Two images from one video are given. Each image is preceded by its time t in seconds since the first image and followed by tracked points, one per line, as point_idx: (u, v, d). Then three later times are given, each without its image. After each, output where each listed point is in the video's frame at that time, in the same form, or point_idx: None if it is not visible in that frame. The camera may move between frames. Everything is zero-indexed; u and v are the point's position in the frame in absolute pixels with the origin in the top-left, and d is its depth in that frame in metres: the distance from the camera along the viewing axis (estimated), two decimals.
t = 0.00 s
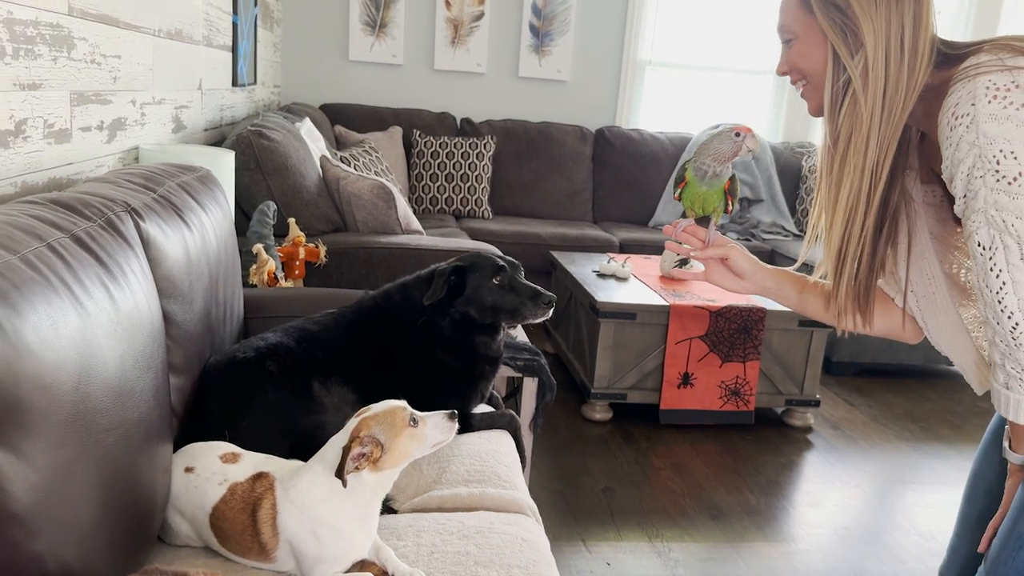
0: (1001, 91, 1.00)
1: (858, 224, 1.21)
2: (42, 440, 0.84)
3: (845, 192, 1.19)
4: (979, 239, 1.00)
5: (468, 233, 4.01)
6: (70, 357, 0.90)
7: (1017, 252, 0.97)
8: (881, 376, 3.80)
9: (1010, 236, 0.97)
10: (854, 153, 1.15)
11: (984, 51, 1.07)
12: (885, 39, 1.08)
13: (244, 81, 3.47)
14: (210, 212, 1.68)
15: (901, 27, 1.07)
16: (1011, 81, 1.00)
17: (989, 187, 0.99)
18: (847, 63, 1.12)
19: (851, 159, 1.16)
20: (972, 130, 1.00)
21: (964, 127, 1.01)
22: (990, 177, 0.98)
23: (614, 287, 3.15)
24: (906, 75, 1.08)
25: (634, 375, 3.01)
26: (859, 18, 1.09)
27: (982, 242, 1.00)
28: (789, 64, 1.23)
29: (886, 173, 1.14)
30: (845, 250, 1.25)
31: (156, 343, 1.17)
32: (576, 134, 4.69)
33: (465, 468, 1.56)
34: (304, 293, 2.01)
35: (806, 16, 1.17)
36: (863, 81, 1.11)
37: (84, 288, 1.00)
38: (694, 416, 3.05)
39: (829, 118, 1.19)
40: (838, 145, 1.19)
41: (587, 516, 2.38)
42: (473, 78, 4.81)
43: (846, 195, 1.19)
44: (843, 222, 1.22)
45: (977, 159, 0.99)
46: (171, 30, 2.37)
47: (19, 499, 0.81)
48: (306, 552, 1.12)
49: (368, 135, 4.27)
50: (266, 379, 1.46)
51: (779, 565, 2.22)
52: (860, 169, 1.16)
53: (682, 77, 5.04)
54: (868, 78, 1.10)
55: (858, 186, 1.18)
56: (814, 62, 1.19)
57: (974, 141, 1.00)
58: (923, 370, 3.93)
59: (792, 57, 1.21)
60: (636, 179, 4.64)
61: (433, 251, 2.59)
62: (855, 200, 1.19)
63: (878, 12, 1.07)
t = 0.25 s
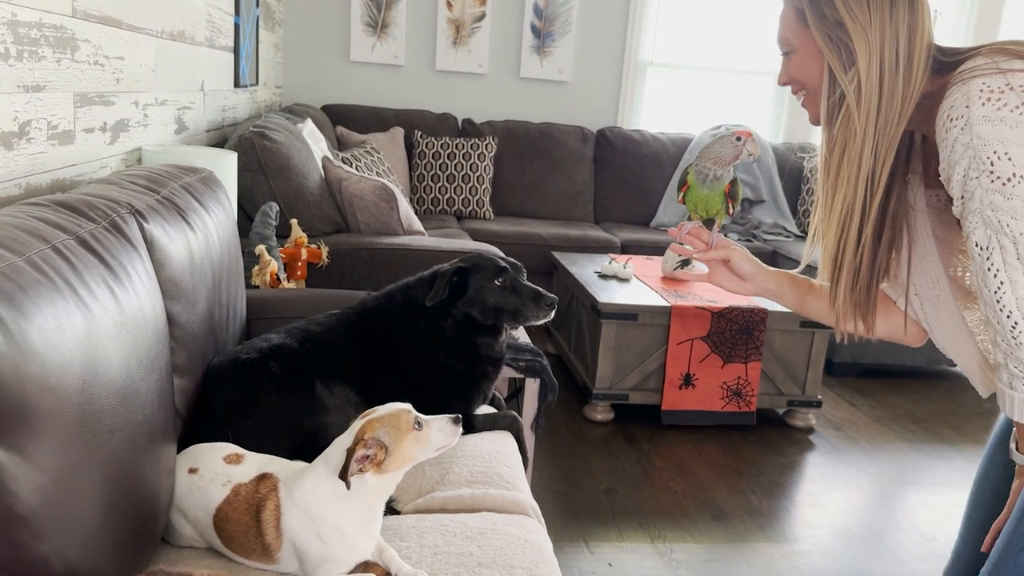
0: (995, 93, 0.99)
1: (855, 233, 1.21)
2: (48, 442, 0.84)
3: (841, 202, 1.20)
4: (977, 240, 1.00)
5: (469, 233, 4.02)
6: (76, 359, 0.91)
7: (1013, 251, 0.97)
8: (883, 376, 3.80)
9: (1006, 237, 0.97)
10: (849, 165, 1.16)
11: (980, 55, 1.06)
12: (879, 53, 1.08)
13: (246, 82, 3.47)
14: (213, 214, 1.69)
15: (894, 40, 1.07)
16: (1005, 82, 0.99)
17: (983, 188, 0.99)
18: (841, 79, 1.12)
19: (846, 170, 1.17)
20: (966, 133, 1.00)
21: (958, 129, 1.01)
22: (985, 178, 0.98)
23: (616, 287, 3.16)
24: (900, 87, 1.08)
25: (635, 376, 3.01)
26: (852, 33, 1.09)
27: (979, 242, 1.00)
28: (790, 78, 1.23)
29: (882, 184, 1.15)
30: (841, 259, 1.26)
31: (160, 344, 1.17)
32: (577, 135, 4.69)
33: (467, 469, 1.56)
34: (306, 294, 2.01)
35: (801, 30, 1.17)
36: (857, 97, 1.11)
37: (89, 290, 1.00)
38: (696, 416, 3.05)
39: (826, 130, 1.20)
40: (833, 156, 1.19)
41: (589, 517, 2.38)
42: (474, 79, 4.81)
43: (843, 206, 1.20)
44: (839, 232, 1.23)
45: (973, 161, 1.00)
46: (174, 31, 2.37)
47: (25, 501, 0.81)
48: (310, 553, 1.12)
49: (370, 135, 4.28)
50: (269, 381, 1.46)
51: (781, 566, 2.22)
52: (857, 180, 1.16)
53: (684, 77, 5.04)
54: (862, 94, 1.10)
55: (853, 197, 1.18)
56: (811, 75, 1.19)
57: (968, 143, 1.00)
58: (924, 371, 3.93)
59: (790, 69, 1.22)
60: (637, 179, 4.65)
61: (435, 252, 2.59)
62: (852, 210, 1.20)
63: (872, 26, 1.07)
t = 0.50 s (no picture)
0: (992, 95, 0.99)
1: (856, 237, 1.21)
2: (53, 443, 0.84)
3: (841, 206, 1.20)
4: (979, 240, 1.00)
5: (471, 233, 4.02)
6: (81, 360, 0.91)
7: (1014, 252, 0.97)
8: (885, 377, 3.80)
9: (1006, 237, 0.97)
10: (849, 170, 1.16)
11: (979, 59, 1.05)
12: (879, 60, 1.07)
13: (249, 83, 3.47)
14: (217, 214, 1.69)
15: (893, 46, 1.07)
16: (1003, 84, 0.99)
17: (983, 189, 0.98)
18: (840, 86, 1.12)
19: (846, 174, 1.17)
20: (964, 134, 1.00)
21: (957, 131, 1.01)
22: (984, 179, 0.98)
23: (618, 288, 3.16)
24: (900, 93, 1.08)
25: (638, 376, 3.01)
26: (851, 41, 1.09)
27: (979, 243, 1.00)
28: (792, 83, 1.24)
29: (882, 188, 1.15)
30: (842, 263, 1.26)
31: (164, 344, 1.17)
32: (579, 135, 4.69)
33: (471, 469, 1.56)
34: (310, 294, 2.01)
35: (803, 36, 1.17)
36: (857, 104, 1.11)
37: (94, 290, 1.00)
38: (698, 417, 3.05)
39: (826, 134, 1.20)
40: (834, 161, 1.19)
41: (592, 518, 2.38)
42: (476, 79, 4.81)
43: (843, 211, 1.20)
44: (839, 237, 1.23)
45: (972, 162, 0.99)
46: (176, 32, 2.37)
47: (30, 501, 0.81)
48: (314, 554, 1.12)
49: (372, 136, 4.28)
50: (273, 381, 1.46)
51: (784, 566, 2.22)
52: (857, 184, 1.16)
53: (686, 78, 5.04)
54: (862, 101, 1.10)
55: (852, 202, 1.18)
56: (812, 81, 1.19)
57: (966, 145, 1.00)
58: (927, 372, 3.92)
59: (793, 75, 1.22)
60: (639, 180, 4.65)
61: (438, 253, 2.59)
62: (852, 214, 1.19)
63: (872, 33, 1.07)
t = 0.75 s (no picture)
0: (990, 95, 0.98)
1: (857, 238, 1.21)
2: (56, 442, 0.84)
3: (841, 206, 1.20)
4: (977, 240, 1.00)
5: (473, 233, 4.02)
6: (83, 359, 0.91)
7: (1014, 252, 0.97)
8: (887, 377, 3.80)
9: (1004, 237, 0.97)
10: (849, 171, 1.16)
11: (977, 60, 1.05)
12: (879, 60, 1.07)
13: (250, 83, 3.47)
14: (219, 214, 1.69)
15: (892, 46, 1.07)
16: (1001, 84, 0.98)
17: (981, 189, 0.98)
18: (841, 87, 1.12)
19: (847, 175, 1.16)
20: (963, 134, 0.99)
21: (954, 131, 1.01)
22: (982, 179, 0.98)
23: (619, 288, 3.15)
24: (901, 94, 1.08)
25: (639, 376, 3.01)
26: (851, 42, 1.09)
27: (979, 243, 1.00)
28: (793, 83, 1.23)
29: (882, 189, 1.14)
30: (842, 264, 1.26)
31: (167, 344, 1.17)
32: (580, 135, 4.68)
33: (473, 470, 1.56)
34: (311, 294, 2.01)
35: (804, 37, 1.17)
36: (857, 105, 1.11)
37: (96, 289, 1.00)
38: (700, 417, 3.04)
39: (827, 135, 1.20)
40: (834, 161, 1.19)
41: (594, 518, 2.38)
42: (478, 79, 4.81)
43: (844, 211, 1.20)
44: (840, 238, 1.23)
45: (970, 162, 0.99)
46: (178, 31, 2.37)
47: (32, 501, 0.81)
48: (316, 556, 1.12)
49: (373, 136, 4.28)
50: (275, 381, 1.46)
51: (786, 567, 2.22)
52: (858, 185, 1.16)
53: (687, 78, 5.04)
54: (862, 102, 1.09)
55: (853, 202, 1.18)
56: (813, 81, 1.19)
57: (965, 145, 0.99)
58: (928, 372, 3.92)
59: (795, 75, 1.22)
60: (640, 180, 4.64)
61: (439, 253, 2.59)
62: (853, 215, 1.19)
63: (872, 34, 1.07)
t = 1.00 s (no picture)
0: (989, 97, 0.98)
1: (858, 239, 1.20)
2: (59, 444, 0.84)
3: (841, 207, 1.19)
4: (977, 243, 0.99)
5: (474, 234, 4.01)
6: (86, 362, 0.90)
7: (1014, 255, 0.96)
8: (889, 379, 3.79)
9: (1004, 240, 0.96)
10: (849, 172, 1.15)
11: (976, 62, 1.04)
12: (881, 63, 1.07)
13: (252, 84, 3.47)
14: (221, 215, 1.69)
15: (894, 48, 1.06)
16: (1000, 87, 0.98)
17: (980, 191, 0.98)
18: (842, 90, 1.12)
19: (847, 176, 1.16)
20: (961, 137, 0.99)
21: (954, 133, 1.00)
22: (981, 182, 0.97)
23: (621, 289, 3.15)
24: (903, 96, 1.07)
25: (641, 378, 3.00)
26: (853, 44, 1.09)
27: (978, 246, 1.00)
28: (795, 82, 1.23)
29: (882, 191, 1.14)
30: (842, 264, 1.25)
31: (169, 345, 1.17)
32: (582, 136, 4.68)
33: (475, 472, 1.56)
34: (313, 296, 2.01)
35: (806, 37, 1.16)
36: (858, 107, 1.10)
37: (99, 291, 1.00)
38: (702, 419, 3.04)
39: (828, 136, 1.20)
40: (835, 162, 1.18)
41: (596, 520, 2.37)
42: (479, 80, 4.81)
43: (843, 212, 1.19)
44: (840, 238, 1.23)
45: (969, 164, 0.99)
46: (180, 33, 2.37)
47: (35, 503, 0.80)
48: (318, 559, 1.12)
49: (375, 137, 4.28)
50: (276, 384, 1.46)
51: (788, 569, 2.21)
52: (858, 187, 1.15)
53: (689, 79, 5.03)
54: (864, 105, 1.09)
55: (853, 204, 1.18)
56: (815, 82, 1.19)
57: (964, 147, 0.99)
58: (931, 374, 3.91)
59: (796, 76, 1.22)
60: (642, 181, 4.64)
61: (441, 254, 2.59)
62: (853, 216, 1.19)
63: (875, 38, 1.07)
